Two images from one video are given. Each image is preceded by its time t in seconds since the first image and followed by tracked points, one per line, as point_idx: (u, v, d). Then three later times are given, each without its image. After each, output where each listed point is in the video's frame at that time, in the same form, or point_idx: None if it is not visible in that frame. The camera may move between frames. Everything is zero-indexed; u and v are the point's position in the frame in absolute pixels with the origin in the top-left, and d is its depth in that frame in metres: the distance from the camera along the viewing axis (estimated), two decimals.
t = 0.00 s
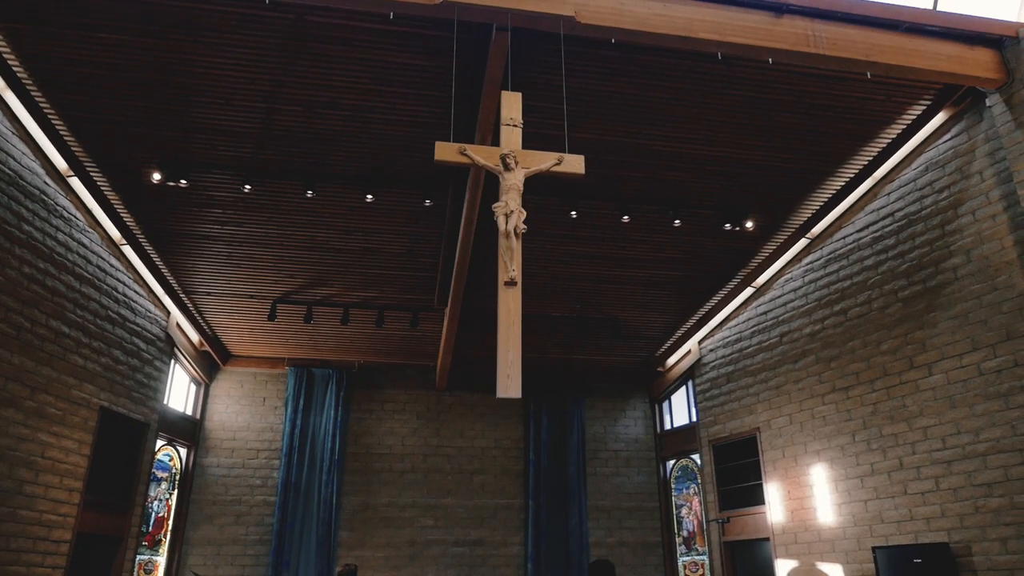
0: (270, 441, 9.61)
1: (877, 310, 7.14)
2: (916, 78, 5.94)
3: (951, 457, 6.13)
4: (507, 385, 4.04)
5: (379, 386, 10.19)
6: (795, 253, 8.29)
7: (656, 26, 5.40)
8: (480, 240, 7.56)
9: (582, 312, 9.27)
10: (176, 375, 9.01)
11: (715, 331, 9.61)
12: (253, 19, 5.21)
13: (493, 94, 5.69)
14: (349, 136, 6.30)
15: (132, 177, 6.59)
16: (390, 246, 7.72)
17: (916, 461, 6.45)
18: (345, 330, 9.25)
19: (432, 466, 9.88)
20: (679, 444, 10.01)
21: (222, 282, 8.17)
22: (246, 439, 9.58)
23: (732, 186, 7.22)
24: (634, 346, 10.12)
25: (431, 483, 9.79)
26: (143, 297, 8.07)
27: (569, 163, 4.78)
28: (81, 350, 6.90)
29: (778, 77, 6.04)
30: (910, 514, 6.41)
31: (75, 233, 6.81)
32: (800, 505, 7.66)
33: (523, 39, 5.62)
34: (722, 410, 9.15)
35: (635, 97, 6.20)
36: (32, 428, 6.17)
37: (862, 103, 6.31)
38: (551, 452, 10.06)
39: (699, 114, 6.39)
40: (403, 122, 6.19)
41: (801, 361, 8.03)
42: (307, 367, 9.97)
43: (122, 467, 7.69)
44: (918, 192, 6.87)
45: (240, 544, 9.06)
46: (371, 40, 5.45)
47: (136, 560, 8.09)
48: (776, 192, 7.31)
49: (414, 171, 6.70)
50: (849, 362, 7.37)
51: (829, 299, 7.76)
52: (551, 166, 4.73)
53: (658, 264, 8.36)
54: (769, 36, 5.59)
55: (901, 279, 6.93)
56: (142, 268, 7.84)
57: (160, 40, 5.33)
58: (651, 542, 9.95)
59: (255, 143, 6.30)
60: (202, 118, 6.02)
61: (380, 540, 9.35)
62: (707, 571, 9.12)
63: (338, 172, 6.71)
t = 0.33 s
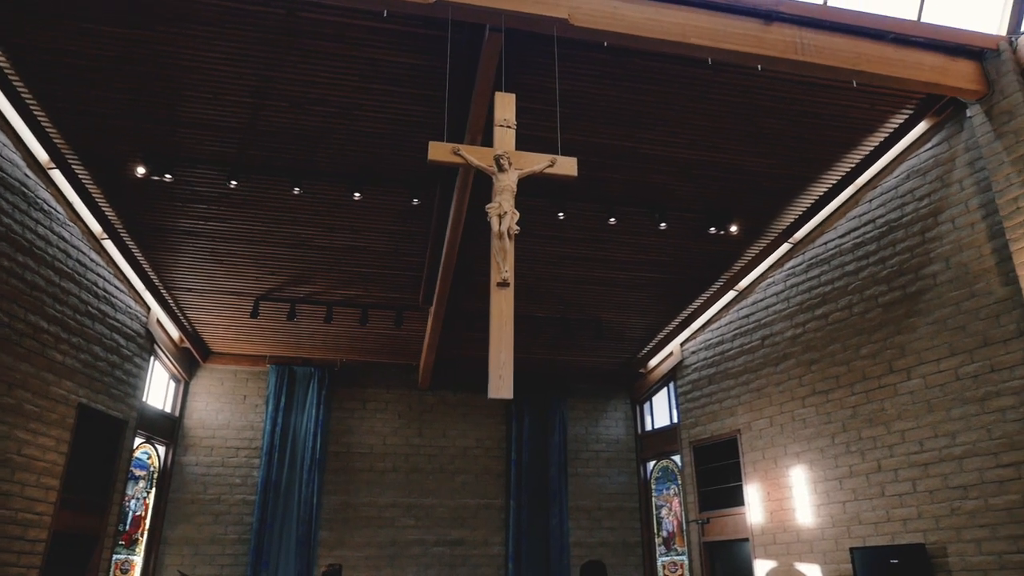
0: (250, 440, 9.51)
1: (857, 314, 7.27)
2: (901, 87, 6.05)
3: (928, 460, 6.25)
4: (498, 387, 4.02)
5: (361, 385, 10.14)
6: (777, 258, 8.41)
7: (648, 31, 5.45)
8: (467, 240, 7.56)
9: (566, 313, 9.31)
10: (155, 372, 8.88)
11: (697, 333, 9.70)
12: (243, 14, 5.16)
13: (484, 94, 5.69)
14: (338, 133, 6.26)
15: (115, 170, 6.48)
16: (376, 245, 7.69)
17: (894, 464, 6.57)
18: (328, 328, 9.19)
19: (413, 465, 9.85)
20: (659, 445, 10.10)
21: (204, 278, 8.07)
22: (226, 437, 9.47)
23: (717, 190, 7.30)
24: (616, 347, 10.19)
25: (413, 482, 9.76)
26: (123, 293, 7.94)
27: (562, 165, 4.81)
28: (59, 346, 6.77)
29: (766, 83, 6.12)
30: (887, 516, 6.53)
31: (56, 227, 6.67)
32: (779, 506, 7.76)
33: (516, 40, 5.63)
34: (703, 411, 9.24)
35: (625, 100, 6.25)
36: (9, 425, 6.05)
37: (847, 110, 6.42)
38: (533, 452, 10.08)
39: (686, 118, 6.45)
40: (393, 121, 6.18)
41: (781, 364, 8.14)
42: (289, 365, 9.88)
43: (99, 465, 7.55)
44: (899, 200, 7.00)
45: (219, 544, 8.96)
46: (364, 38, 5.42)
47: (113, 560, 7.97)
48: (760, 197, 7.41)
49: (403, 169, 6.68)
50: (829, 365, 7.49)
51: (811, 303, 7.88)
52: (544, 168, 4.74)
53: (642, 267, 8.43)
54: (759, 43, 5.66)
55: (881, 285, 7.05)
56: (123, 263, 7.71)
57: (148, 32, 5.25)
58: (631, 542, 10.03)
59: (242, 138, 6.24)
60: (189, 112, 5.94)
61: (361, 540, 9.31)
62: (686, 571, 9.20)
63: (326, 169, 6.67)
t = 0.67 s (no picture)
0: (227, 438, 9.41)
1: (834, 319, 7.40)
2: (881, 98, 6.18)
3: (902, 463, 6.39)
4: (487, 388, 4.03)
5: (341, 383, 10.08)
6: (757, 262, 8.54)
7: (637, 36, 5.51)
8: (451, 240, 7.56)
9: (547, 314, 9.36)
10: (131, 368, 8.74)
11: (676, 335, 9.81)
12: (230, 8, 5.11)
13: (472, 95, 5.69)
14: (324, 130, 6.23)
15: (95, 163, 6.37)
16: (360, 243, 7.66)
17: (868, 466, 6.70)
18: (308, 326, 9.13)
19: (392, 465, 9.82)
20: (637, 447, 10.18)
21: (183, 274, 7.97)
22: (202, 435, 9.36)
23: (700, 195, 7.39)
24: (596, 349, 10.27)
25: (392, 482, 9.73)
26: (100, 287, 7.80)
27: (551, 168, 4.82)
28: (34, 341, 6.64)
29: (750, 91, 6.21)
30: (861, 517, 6.66)
31: (32, 219, 6.54)
32: (755, 507, 7.87)
33: (506, 42, 5.65)
34: (681, 413, 9.34)
35: (611, 105, 6.30)
36: None
37: (828, 119, 6.54)
38: (512, 452, 10.10)
39: (671, 123, 6.52)
40: (380, 120, 6.16)
41: (759, 367, 8.26)
42: (267, 362, 9.80)
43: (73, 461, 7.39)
44: (876, 207, 7.14)
45: (194, 543, 8.86)
46: (353, 36, 5.39)
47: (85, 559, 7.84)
48: (741, 202, 7.52)
49: (388, 168, 6.67)
50: (807, 369, 7.62)
51: (789, 308, 8.01)
52: (534, 170, 4.75)
53: (624, 269, 8.51)
54: (745, 51, 5.74)
55: (858, 291, 7.19)
56: (100, 257, 7.58)
57: (132, 23, 5.17)
58: (609, 543, 10.11)
59: (226, 134, 6.18)
60: (173, 106, 5.87)
61: (338, 539, 9.26)
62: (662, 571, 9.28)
63: (311, 166, 6.63)
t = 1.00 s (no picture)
0: (206, 437, 9.32)
1: (814, 324, 7.53)
2: (863, 108, 6.31)
3: (878, 465, 6.52)
4: (477, 388, 4.05)
5: (322, 382, 10.03)
6: (738, 267, 8.65)
7: (627, 42, 5.56)
8: (436, 240, 7.56)
9: (529, 315, 9.40)
10: (108, 365, 8.62)
11: (657, 338, 9.91)
12: (220, 4, 5.07)
13: (461, 96, 5.70)
14: (312, 128, 6.20)
15: (76, 157, 6.28)
16: (345, 242, 7.63)
17: (846, 469, 6.83)
18: (290, 324, 9.07)
19: (372, 465, 9.79)
20: (617, 448, 10.26)
21: (164, 270, 7.88)
22: (181, 433, 9.25)
23: (684, 199, 7.48)
24: (577, 350, 10.34)
25: (372, 482, 9.70)
26: (78, 283, 7.67)
27: (542, 171, 4.84)
28: (11, 337, 6.52)
29: (736, 98, 6.30)
30: (838, 519, 6.79)
31: (11, 213, 6.42)
32: (734, 509, 7.98)
33: (497, 44, 5.67)
34: (661, 415, 9.43)
35: (599, 109, 6.35)
36: None
37: (810, 127, 6.65)
38: (493, 453, 10.12)
39: (658, 128, 6.59)
40: (368, 120, 6.16)
41: (739, 370, 8.37)
42: (247, 361, 9.72)
43: (48, 461, 7.28)
44: (856, 214, 7.28)
45: (171, 543, 8.76)
46: (344, 35, 5.38)
47: (60, 559, 7.72)
48: (724, 207, 7.62)
49: (376, 167, 6.66)
50: (786, 372, 7.74)
51: (769, 312, 8.13)
52: (525, 173, 4.78)
53: (608, 272, 8.58)
54: (732, 59, 5.83)
55: (837, 295, 7.32)
56: (79, 252, 7.46)
57: (120, 17, 5.11)
58: (588, 543, 10.18)
59: (213, 130, 6.13)
60: (158, 100, 5.80)
61: (318, 539, 9.21)
62: (641, 571, 9.35)
63: (297, 164, 6.59)
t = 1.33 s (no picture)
0: (184, 436, 9.21)
1: (794, 329, 7.65)
2: (845, 118, 6.42)
3: (856, 469, 6.64)
4: (467, 391, 4.06)
5: (302, 382, 9.96)
6: (719, 271, 8.76)
7: (616, 47, 5.61)
8: (422, 242, 7.56)
9: (512, 316, 9.43)
10: (85, 363, 8.48)
11: (638, 341, 9.99)
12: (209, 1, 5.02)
13: (451, 98, 5.70)
14: (299, 127, 6.17)
15: (58, 153, 6.17)
16: (329, 242, 7.60)
17: (824, 472, 6.94)
18: (271, 324, 9.00)
19: (353, 466, 9.74)
20: (598, 450, 10.31)
21: (144, 268, 7.78)
22: (159, 433, 9.14)
23: (668, 205, 7.55)
24: (559, 352, 10.38)
25: (353, 482, 9.65)
26: (57, 280, 7.54)
27: (532, 175, 4.87)
28: None
29: (722, 106, 6.38)
30: (816, 521, 6.90)
31: None
32: (714, 511, 8.07)
33: (487, 48, 5.68)
34: (642, 417, 9.50)
35: (586, 114, 6.40)
36: None
37: (794, 136, 6.76)
38: (474, 454, 10.13)
39: (644, 134, 6.65)
40: (356, 120, 6.14)
41: (720, 374, 8.47)
42: (227, 360, 9.62)
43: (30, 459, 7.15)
44: (836, 222, 7.40)
45: (148, 544, 8.65)
46: (335, 35, 5.36)
47: (34, 560, 7.59)
48: (708, 213, 7.71)
49: (362, 167, 6.64)
50: (766, 377, 7.85)
51: (749, 316, 8.24)
52: (515, 176, 4.80)
53: (592, 275, 8.63)
54: (718, 67, 5.90)
55: (817, 301, 7.44)
56: (58, 248, 7.34)
57: (107, 12, 5.04)
58: (567, 544, 10.23)
59: (198, 127, 6.06)
60: (143, 96, 5.73)
61: (297, 540, 9.15)
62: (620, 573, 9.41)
63: (283, 163, 6.55)
